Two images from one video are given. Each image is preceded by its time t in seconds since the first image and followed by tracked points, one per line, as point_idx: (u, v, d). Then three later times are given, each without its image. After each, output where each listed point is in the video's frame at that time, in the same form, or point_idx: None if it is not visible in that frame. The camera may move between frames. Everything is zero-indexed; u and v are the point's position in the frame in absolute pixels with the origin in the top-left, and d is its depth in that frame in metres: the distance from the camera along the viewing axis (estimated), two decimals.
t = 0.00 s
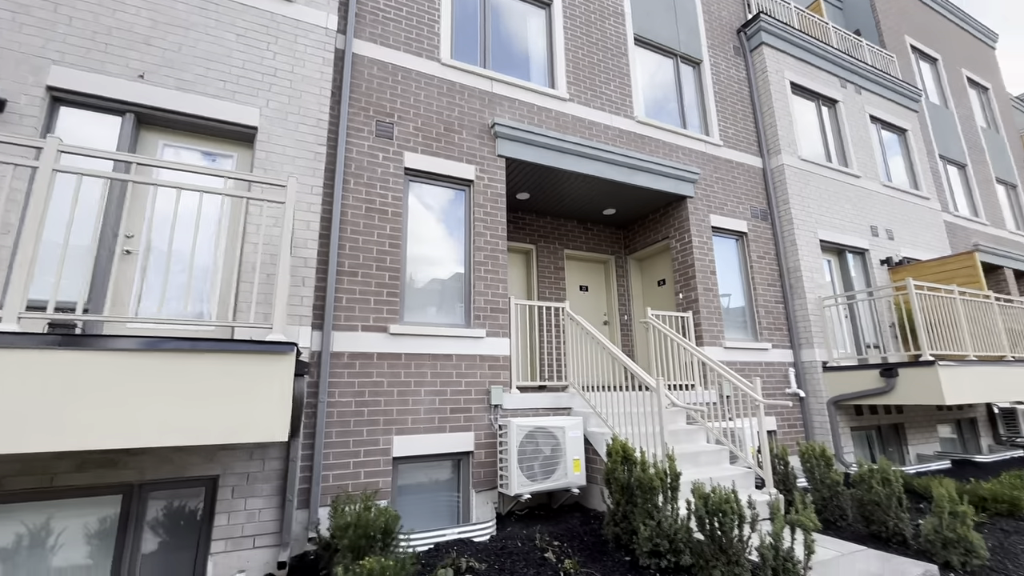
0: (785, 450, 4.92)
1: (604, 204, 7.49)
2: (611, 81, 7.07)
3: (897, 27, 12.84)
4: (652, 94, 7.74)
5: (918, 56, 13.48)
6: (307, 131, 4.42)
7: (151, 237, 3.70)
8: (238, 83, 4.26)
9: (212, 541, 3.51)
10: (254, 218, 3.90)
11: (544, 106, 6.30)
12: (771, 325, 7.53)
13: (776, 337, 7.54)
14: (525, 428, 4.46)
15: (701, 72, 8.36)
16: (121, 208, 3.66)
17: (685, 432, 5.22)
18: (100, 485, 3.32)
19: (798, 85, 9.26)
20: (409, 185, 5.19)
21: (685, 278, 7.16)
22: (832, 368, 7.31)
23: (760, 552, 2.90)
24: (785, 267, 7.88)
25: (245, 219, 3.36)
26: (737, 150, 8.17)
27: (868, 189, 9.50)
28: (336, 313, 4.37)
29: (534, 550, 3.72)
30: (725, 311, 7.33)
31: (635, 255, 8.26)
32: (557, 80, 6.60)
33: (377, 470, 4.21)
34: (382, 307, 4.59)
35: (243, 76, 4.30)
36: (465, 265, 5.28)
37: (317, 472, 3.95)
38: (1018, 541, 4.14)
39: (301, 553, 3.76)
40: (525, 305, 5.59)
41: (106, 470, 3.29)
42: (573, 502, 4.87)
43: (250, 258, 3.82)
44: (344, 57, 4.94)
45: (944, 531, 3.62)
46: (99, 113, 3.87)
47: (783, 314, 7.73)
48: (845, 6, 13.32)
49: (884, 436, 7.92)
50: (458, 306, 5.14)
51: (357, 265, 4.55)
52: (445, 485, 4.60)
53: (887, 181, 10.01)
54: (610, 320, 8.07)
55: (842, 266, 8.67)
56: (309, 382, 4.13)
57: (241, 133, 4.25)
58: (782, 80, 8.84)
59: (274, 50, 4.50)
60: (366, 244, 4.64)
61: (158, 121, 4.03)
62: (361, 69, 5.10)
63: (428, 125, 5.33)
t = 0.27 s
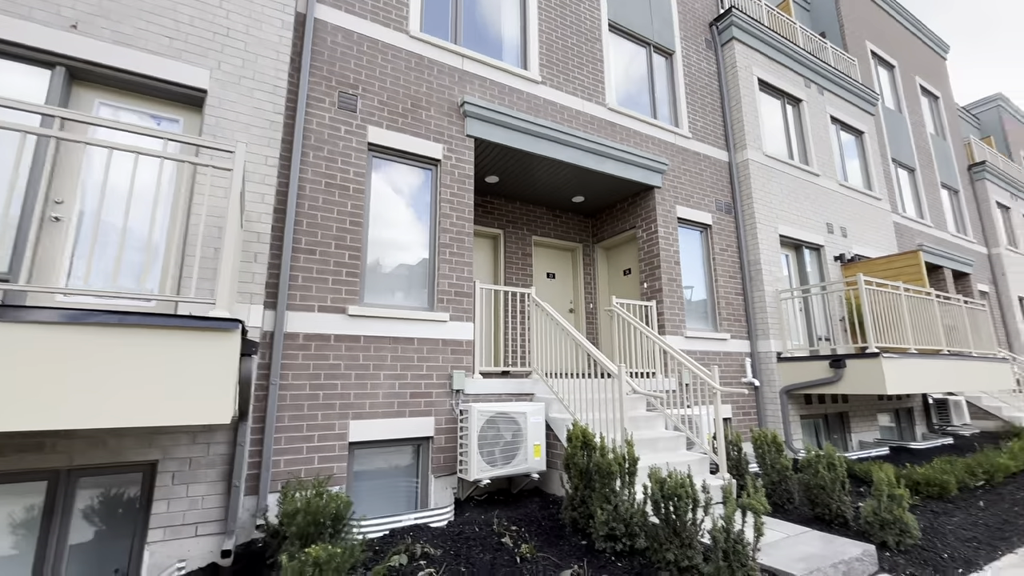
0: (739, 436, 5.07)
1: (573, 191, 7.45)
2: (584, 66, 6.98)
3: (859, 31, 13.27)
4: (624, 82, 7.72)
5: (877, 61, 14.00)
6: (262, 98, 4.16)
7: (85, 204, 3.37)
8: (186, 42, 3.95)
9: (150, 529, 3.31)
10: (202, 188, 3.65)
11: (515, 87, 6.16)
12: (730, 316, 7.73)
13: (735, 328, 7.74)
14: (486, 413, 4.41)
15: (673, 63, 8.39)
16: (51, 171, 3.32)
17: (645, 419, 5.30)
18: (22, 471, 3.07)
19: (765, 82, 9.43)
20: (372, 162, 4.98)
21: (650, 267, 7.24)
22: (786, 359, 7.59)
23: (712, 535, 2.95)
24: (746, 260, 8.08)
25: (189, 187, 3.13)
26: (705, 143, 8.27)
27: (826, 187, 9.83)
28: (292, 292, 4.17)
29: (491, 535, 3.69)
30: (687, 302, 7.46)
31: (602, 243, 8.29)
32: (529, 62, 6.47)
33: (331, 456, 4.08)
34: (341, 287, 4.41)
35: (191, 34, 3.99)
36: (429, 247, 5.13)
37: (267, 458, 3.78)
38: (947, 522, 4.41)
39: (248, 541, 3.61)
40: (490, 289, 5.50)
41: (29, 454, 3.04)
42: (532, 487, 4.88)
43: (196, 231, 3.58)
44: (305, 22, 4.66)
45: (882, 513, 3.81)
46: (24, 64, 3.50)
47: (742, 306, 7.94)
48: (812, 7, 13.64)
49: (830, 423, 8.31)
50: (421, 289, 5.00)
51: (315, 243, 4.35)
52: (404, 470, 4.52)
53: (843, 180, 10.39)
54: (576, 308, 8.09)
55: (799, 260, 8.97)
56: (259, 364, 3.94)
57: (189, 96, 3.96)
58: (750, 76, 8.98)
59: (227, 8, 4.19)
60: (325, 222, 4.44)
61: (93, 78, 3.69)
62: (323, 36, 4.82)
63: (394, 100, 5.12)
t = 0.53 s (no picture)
0: (692, 430, 5.15)
1: (537, 182, 7.36)
2: (551, 55, 6.87)
3: (815, 43, 13.80)
4: (591, 75, 7.68)
5: (830, 73, 14.62)
6: (202, 64, 3.84)
7: None
8: None
9: (59, 533, 2.99)
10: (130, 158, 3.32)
11: (480, 72, 5.98)
12: (686, 313, 7.88)
13: (691, 324, 7.90)
14: (441, 407, 4.27)
15: (640, 59, 8.41)
16: None
17: (602, 413, 5.31)
18: None
19: (727, 84, 9.64)
20: (327, 140, 4.70)
21: (611, 262, 7.26)
22: (737, 355, 7.81)
23: (664, 531, 2.92)
24: (703, 258, 8.25)
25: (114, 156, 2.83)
26: (668, 141, 8.36)
27: (780, 191, 10.18)
28: (232, 276, 3.88)
29: (442, 533, 3.57)
30: (646, 298, 7.54)
31: (565, 237, 8.25)
32: (496, 47, 6.30)
33: (273, 451, 3.83)
34: (288, 272, 4.14)
35: None
36: (386, 233, 4.90)
37: (199, 454, 3.50)
38: (880, 513, 4.64)
39: (174, 545, 3.33)
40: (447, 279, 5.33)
41: None
42: (487, 482, 4.79)
43: (123, 205, 3.24)
44: None
45: (823, 505, 3.94)
46: None
47: (698, 303, 8.10)
48: (772, 16, 14.06)
49: (775, 418, 8.65)
50: (376, 277, 4.76)
51: (260, 224, 4.06)
52: (352, 466, 4.32)
53: (795, 185, 10.80)
54: (537, 301, 8.04)
55: (752, 260, 9.25)
56: (194, 353, 3.64)
57: (117, 56, 3.59)
58: (713, 78, 9.14)
59: None
60: (273, 202, 4.15)
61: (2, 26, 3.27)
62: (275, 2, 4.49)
63: (352, 76, 4.84)
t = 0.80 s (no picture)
0: (639, 429, 5.20)
1: (494, 177, 7.22)
2: (511, 48, 6.75)
3: (764, 58, 14.44)
4: (550, 72, 7.63)
5: (776, 88, 15.36)
6: (121, 25, 3.52)
7: None
8: None
9: None
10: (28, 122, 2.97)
11: (437, 60, 5.77)
12: (637, 313, 8.00)
13: (641, 325, 8.02)
14: (387, 407, 4.06)
15: (600, 60, 8.44)
16: None
17: (552, 413, 5.26)
18: None
19: (682, 91, 9.87)
20: (267, 119, 4.36)
21: (565, 261, 7.24)
22: (684, 355, 8.00)
23: (610, 534, 2.88)
24: (655, 260, 8.40)
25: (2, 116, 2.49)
26: (624, 143, 8.44)
27: (728, 197, 10.55)
28: (152, 261, 3.51)
29: (380, 540, 3.38)
30: (599, 298, 7.58)
31: (521, 234, 8.17)
32: (454, 35, 6.10)
33: (195, 455, 3.50)
34: (218, 260, 3.80)
35: None
36: (331, 222, 4.61)
37: (106, 459, 3.14)
38: (812, 507, 4.84)
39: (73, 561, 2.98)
40: (397, 272, 5.11)
41: None
42: (433, 484, 4.62)
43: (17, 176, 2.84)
44: None
45: (762, 503, 4.05)
46: None
47: (649, 304, 8.24)
48: (725, 29, 14.59)
49: (718, 416, 8.95)
50: (319, 269, 4.47)
51: (187, 206, 3.70)
52: (287, 469, 4.03)
53: (742, 192, 11.23)
54: (491, 298, 7.90)
55: (700, 264, 9.53)
56: (103, 345, 3.26)
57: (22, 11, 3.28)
58: (669, 84, 9.32)
59: None
60: (202, 182, 3.80)
61: None
62: None
63: (297, 52, 4.52)
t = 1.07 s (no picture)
0: (595, 427, 5.17)
1: (455, 169, 7.04)
2: (476, 36, 6.58)
3: (723, 66, 14.86)
4: (516, 64, 7.50)
5: (735, 96, 15.84)
6: None
7: None
8: None
9: None
10: None
11: (397, 42, 5.54)
12: (596, 311, 8.01)
13: (600, 323, 8.04)
14: (333, 405, 3.84)
15: (565, 56, 8.39)
16: None
17: (507, 410, 5.16)
18: None
19: (646, 93, 9.98)
20: (206, 93, 4.02)
21: (526, 257, 7.14)
22: (641, 354, 8.08)
23: (561, 536, 2.80)
24: (615, 259, 8.45)
25: None
26: (588, 141, 8.43)
27: (686, 200, 10.77)
28: (65, 241, 3.15)
29: (320, 546, 3.18)
30: (559, 296, 7.53)
31: (482, 229, 8.01)
32: (417, 18, 5.88)
33: (113, 457, 3.18)
34: (145, 243, 3.47)
35: None
36: (277, 207, 4.31)
37: (3, 462, 2.78)
38: (759, 503, 4.95)
39: None
40: (348, 262, 4.85)
41: None
42: (381, 484, 4.42)
43: None
44: None
45: (713, 500, 4.08)
46: None
47: (608, 303, 8.27)
48: (688, 36, 14.90)
49: (672, 414, 9.10)
50: (262, 256, 4.18)
51: (109, 182, 3.35)
52: (221, 471, 3.74)
53: (700, 196, 11.49)
54: (450, 293, 7.69)
55: (659, 264, 9.67)
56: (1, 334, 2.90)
57: None
58: (633, 84, 9.39)
59: None
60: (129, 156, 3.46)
61: None
62: None
63: (242, 22, 4.20)
